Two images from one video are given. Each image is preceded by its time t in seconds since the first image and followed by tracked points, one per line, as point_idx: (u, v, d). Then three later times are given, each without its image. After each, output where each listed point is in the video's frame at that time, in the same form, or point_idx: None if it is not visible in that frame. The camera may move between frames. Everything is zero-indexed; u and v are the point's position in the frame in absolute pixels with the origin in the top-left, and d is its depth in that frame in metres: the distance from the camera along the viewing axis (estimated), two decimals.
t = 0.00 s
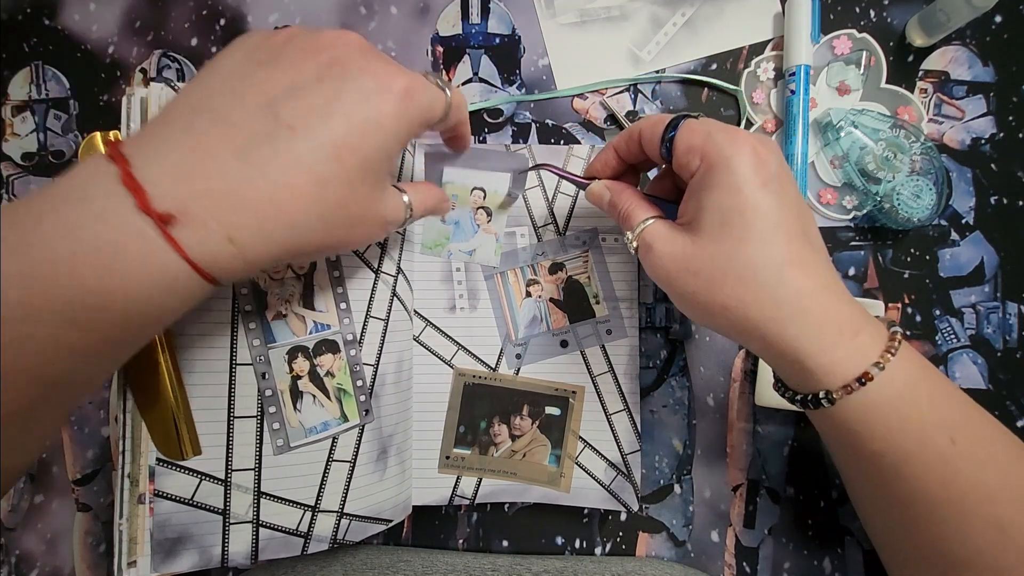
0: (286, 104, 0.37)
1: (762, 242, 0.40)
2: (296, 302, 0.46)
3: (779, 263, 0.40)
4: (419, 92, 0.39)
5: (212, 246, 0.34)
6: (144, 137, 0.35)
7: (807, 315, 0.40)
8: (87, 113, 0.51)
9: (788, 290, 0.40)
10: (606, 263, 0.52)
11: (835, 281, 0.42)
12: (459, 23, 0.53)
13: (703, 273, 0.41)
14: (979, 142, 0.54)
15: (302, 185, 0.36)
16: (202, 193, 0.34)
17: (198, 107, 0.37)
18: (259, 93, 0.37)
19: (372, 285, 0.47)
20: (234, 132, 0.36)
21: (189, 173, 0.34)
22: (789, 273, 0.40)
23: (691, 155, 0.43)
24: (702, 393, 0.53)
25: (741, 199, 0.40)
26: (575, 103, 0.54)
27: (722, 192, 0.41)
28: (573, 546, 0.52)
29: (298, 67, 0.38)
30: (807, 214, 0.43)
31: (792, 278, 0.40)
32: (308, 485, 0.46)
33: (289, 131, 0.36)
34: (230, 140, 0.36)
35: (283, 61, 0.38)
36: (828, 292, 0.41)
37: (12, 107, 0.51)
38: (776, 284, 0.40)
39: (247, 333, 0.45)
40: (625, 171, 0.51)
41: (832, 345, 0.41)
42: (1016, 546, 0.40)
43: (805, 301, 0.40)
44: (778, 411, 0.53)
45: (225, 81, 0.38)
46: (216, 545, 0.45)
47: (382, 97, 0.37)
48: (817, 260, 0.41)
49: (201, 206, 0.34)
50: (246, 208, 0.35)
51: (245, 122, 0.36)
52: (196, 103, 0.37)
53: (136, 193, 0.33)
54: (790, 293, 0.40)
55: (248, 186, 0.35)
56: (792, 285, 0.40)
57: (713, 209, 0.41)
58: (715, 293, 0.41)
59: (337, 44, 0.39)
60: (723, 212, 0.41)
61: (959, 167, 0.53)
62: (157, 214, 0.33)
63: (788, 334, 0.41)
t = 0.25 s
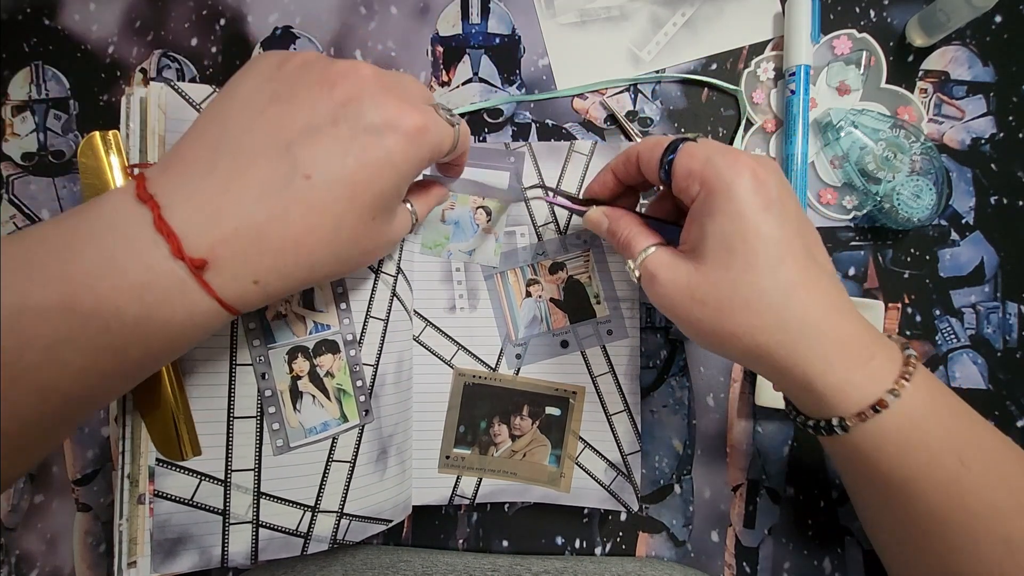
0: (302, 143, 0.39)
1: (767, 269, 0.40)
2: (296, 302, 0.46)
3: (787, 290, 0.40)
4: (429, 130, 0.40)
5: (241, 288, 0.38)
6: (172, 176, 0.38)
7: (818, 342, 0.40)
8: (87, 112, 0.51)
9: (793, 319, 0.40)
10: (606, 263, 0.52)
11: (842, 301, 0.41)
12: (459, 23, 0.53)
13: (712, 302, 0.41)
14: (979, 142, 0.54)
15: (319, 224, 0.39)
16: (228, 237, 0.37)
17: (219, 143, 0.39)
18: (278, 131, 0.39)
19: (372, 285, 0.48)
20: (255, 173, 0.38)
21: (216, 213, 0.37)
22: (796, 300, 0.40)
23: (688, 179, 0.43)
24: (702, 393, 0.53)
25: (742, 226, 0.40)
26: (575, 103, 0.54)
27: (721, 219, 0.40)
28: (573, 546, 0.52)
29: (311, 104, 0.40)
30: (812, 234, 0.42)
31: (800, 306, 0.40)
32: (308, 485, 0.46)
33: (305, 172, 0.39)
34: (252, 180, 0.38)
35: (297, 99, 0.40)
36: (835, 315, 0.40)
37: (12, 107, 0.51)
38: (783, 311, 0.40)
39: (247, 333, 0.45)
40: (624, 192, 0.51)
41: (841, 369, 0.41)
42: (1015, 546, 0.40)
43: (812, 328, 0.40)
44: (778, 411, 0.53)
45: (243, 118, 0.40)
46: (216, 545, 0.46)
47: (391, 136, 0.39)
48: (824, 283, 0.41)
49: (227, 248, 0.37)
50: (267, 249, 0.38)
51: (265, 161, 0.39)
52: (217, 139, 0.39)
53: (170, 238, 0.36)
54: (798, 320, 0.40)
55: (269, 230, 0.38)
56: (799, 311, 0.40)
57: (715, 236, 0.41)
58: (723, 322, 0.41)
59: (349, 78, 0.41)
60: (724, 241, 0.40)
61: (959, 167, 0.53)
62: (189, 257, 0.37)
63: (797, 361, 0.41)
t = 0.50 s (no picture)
0: (294, 193, 0.38)
1: (826, 284, 0.39)
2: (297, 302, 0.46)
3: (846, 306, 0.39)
4: (422, 183, 0.40)
5: (230, 324, 0.38)
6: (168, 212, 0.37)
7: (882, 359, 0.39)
8: (86, 112, 0.51)
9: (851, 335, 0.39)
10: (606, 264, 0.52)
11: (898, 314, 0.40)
12: (459, 23, 0.53)
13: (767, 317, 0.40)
14: (979, 142, 0.54)
15: (307, 271, 0.39)
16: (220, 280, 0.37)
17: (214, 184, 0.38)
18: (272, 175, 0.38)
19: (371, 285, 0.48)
20: (249, 218, 0.38)
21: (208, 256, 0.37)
22: (854, 315, 0.39)
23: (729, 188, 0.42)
24: (702, 393, 0.53)
25: (794, 240, 0.39)
26: (575, 103, 0.54)
27: (773, 232, 0.39)
28: (573, 546, 0.52)
29: (310, 149, 0.39)
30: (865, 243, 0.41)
31: (857, 322, 0.39)
32: (308, 485, 0.46)
33: (296, 223, 0.38)
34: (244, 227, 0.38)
35: (296, 142, 0.39)
36: (891, 329, 0.39)
37: (11, 107, 0.51)
38: (847, 328, 0.39)
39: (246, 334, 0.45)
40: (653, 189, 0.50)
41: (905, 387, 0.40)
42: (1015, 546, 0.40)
43: (872, 343, 0.39)
44: (778, 411, 0.53)
45: (238, 161, 0.39)
46: (217, 546, 0.46)
47: (384, 188, 0.39)
48: (880, 295, 0.40)
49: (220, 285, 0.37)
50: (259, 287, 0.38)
51: (258, 206, 0.38)
52: (213, 177, 0.39)
53: (165, 278, 0.36)
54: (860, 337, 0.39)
55: (262, 273, 0.38)
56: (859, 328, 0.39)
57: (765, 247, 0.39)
58: (775, 335, 0.40)
59: (350, 121, 0.40)
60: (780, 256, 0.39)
61: (959, 167, 0.53)
62: (184, 297, 0.36)
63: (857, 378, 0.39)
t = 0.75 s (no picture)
0: (315, 233, 0.39)
1: (747, 280, 0.38)
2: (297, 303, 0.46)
3: (772, 298, 0.38)
4: (435, 225, 0.41)
5: (249, 357, 0.39)
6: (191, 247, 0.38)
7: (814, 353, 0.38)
8: (86, 112, 0.51)
9: (779, 330, 0.38)
10: (606, 264, 0.52)
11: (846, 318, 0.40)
12: (459, 23, 0.53)
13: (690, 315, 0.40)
14: (979, 142, 0.54)
15: (324, 309, 0.40)
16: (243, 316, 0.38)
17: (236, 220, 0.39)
18: (295, 215, 0.39)
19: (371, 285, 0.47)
20: (271, 258, 0.38)
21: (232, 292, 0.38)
22: (784, 310, 0.38)
23: (662, 195, 0.42)
24: (702, 393, 0.53)
25: (711, 241, 0.38)
26: (575, 103, 0.54)
27: (691, 235, 0.39)
28: (573, 546, 0.52)
29: (330, 193, 0.39)
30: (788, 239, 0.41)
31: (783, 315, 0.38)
32: (307, 485, 0.46)
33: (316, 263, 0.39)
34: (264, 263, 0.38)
35: (317, 182, 0.40)
36: (822, 324, 0.39)
37: (11, 107, 0.51)
38: (775, 322, 0.38)
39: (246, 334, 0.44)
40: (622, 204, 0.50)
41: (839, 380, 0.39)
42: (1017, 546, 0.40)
43: (799, 338, 0.38)
44: (778, 412, 0.53)
45: (263, 199, 0.39)
46: (217, 545, 0.46)
47: (401, 231, 0.40)
48: (808, 290, 0.39)
49: (239, 317, 0.38)
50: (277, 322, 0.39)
51: (280, 246, 0.39)
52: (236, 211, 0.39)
53: (189, 313, 0.37)
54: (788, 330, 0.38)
55: (283, 311, 0.39)
56: (787, 322, 0.38)
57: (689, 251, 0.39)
58: (707, 342, 0.40)
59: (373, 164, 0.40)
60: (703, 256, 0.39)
61: (960, 167, 0.53)
62: (207, 332, 0.37)
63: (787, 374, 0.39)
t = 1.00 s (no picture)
0: (326, 249, 0.39)
1: (678, 293, 0.38)
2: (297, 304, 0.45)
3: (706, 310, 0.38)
4: (442, 242, 0.42)
5: (258, 371, 0.39)
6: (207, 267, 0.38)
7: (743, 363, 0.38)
8: (86, 112, 0.51)
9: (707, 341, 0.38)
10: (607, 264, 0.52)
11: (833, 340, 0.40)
12: (459, 23, 0.53)
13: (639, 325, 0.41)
14: (979, 142, 0.54)
15: (332, 324, 0.40)
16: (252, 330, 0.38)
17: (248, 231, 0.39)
18: (309, 230, 0.39)
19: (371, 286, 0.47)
20: (286, 273, 0.39)
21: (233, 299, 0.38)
22: (714, 321, 0.38)
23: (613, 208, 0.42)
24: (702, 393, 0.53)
25: (646, 255, 0.39)
26: (575, 103, 0.54)
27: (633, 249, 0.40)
28: (573, 546, 0.52)
29: (341, 211, 0.40)
30: (739, 249, 0.41)
31: (712, 326, 0.38)
32: (307, 486, 0.46)
33: (326, 278, 0.39)
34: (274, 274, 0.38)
35: (328, 201, 0.40)
36: (763, 334, 0.39)
37: (12, 107, 0.51)
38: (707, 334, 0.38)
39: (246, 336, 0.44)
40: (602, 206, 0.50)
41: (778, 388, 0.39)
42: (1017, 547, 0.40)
43: (733, 348, 0.38)
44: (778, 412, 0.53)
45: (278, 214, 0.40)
46: (217, 545, 0.46)
47: (410, 249, 0.40)
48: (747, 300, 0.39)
49: (246, 330, 0.38)
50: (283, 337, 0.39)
51: (293, 262, 0.39)
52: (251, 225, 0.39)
53: (202, 329, 0.37)
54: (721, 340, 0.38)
55: (290, 325, 0.39)
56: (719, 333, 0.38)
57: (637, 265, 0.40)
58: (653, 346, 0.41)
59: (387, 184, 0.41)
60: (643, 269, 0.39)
61: (960, 167, 0.53)
62: (218, 346, 0.37)
63: (722, 384, 0.39)
